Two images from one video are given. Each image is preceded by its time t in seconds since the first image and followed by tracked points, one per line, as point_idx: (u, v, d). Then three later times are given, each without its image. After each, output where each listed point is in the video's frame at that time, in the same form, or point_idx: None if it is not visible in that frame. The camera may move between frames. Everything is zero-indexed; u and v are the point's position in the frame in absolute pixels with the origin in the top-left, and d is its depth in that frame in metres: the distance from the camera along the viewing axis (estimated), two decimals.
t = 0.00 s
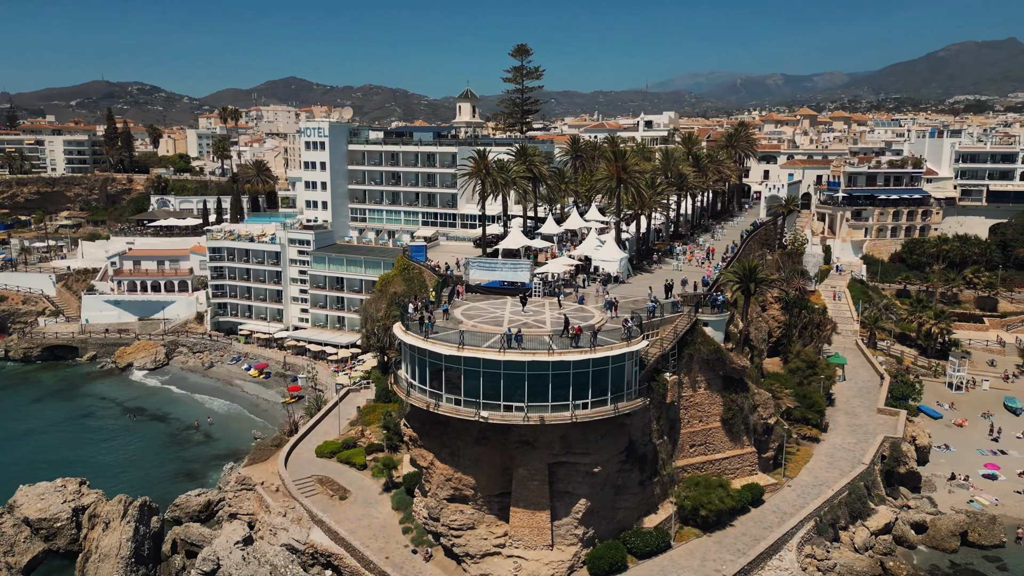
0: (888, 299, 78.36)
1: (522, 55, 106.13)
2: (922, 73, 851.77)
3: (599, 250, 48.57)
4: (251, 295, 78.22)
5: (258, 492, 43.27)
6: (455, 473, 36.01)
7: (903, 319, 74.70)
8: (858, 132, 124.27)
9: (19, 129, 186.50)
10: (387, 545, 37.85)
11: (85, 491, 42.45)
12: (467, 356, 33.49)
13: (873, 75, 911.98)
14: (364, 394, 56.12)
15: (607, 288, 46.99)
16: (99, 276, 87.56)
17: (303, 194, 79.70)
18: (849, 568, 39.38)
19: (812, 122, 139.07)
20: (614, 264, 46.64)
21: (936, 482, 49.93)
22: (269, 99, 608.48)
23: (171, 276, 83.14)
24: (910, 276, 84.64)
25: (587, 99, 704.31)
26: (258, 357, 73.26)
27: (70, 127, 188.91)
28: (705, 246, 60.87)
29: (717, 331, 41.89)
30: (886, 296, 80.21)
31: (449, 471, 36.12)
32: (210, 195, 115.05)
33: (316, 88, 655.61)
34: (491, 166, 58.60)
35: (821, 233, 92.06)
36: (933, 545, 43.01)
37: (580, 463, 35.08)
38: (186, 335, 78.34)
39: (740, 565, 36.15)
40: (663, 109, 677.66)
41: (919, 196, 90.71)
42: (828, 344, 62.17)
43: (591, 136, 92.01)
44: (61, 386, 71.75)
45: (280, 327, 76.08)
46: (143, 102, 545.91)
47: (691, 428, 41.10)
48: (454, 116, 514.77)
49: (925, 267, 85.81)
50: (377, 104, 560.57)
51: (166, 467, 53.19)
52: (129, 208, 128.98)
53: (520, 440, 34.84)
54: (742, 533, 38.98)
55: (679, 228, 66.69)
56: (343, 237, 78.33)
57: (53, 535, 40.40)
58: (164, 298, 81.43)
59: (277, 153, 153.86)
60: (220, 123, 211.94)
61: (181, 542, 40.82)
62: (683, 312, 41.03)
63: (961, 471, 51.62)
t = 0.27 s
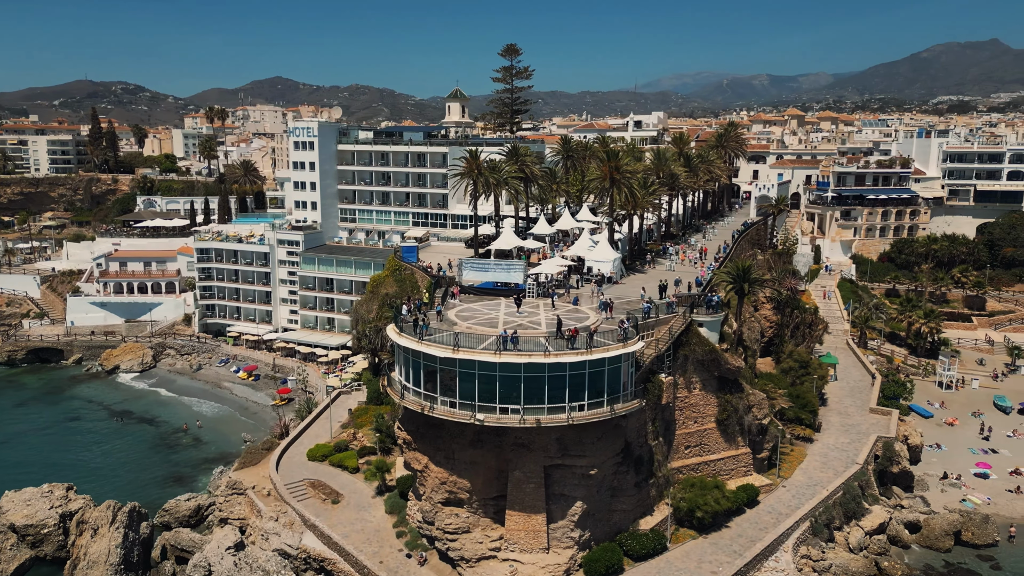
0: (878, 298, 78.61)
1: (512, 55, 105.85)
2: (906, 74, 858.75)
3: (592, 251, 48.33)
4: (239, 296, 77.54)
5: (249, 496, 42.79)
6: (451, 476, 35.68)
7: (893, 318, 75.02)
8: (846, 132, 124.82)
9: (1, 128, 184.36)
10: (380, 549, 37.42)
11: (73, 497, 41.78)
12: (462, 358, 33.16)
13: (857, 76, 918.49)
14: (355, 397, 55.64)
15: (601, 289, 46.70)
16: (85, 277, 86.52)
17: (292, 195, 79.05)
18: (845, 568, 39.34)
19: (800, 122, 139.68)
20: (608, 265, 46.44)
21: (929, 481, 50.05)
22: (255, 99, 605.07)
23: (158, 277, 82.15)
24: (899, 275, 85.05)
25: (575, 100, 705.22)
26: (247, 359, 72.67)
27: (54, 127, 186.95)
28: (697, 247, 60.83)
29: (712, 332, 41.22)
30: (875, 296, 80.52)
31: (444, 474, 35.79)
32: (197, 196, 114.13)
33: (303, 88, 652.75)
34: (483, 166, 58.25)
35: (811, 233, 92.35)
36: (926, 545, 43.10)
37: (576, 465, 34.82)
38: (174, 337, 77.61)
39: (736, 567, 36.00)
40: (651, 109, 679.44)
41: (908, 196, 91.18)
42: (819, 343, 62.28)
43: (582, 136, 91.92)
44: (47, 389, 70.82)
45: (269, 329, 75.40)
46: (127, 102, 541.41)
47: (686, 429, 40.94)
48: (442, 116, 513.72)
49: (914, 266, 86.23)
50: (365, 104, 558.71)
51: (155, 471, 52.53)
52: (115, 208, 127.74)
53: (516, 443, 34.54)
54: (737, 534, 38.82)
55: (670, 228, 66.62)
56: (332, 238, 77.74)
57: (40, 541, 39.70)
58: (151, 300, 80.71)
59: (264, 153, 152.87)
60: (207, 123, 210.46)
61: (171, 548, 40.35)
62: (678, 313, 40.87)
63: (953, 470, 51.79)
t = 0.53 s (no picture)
0: (866, 298, 78.90)
1: (499, 55, 105.47)
2: (888, 74, 866.35)
3: (584, 252, 48.05)
4: (226, 298, 76.71)
5: (238, 501, 42.21)
6: (444, 480, 35.27)
7: (881, 318, 75.31)
8: (832, 132, 125.41)
9: None
10: (373, 554, 36.93)
11: (57, 503, 40.90)
12: (456, 360, 32.76)
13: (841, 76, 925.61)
14: (345, 399, 55.05)
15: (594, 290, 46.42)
16: (67, 279, 85.18)
17: (279, 195, 78.25)
18: (840, 568, 39.26)
19: (786, 122, 140.25)
20: (600, 265, 46.16)
21: (920, 480, 50.19)
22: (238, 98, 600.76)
23: (142, 279, 80.72)
24: (886, 275, 85.46)
25: (560, 100, 705.70)
26: (234, 361, 72.03)
27: (34, 126, 184.45)
28: (688, 247, 60.74)
29: (706, 333, 41.67)
30: (863, 295, 80.82)
31: (438, 478, 35.38)
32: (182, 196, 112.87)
33: (287, 87, 649.00)
34: (473, 166, 57.81)
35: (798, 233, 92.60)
36: (919, 544, 43.16)
37: (572, 468, 34.52)
38: (159, 340, 76.72)
39: (732, 569, 35.80)
40: (636, 109, 681.20)
41: (894, 196, 91.64)
42: (809, 343, 62.36)
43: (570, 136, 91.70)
44: (29, 393, 69.66)
45: (256, 331, 74.58)
46: (109, 101, 535.74)
47: (680, 430, 40.72)
48: (427, 116, 512.01)
49: (901, 266, 86.65)
50: (350, 104, 556.25)
51: (141, 475, 51.72)
52: (98, 209, 126.14)
53: (511, 446, 34.17)
54: (732, 536, 38.64)
55: (660, 228, 66.51)
56: (320, 238, 77.04)
57: (24, 549, 38.75)
58: (136, 302, 79.95)
59: (250, 154, 151.55)
60: (190, 123, 208.45)
61: (158, 555, 39.80)
62: (672, 313, 40.67)
63: (944, 469, 51.95)
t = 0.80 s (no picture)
0: (855, 297, 79.18)
1: (487, 54, 105.13)
2: (871, 75, 873.58)
3: (576, 252, 47.75)
4: (212, 300, 75.86)
5: (228, 507, 41.63)
6: (438, 484, 34.87)
7: (870, 317, 75.57)
8: (818, 132, 125.96)
9: None
10: (366, 559, 36.45)
11: (42, 509, 39.83)
12: (450, 362, 32.34)
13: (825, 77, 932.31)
14: (335, 402, 54.47)
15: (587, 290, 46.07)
16: (50, 280, 83.68)
17: (266, 195, 77.50)
18: (834, 569, 39.20)
19: (773, 122, 140.79)
20: (592, 266, 45.90)
21: (911, 479, 50.33)
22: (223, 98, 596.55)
23: (127, 281, 79.32)
24: (874, 274, 85.81)
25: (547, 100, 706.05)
26: (221, 363, 71.42)
27: (15, 126, 182.03)
28: (679, 247, 60.64)
29: (700, 333, 41.32)
30: (852, 294, 81.11)
31: (431, 482, 34.98)
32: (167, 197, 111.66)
33: (272, 87, 645.26)
34: (464, 165, 57.42)
35: (787, 232, 92.82)
36: (912, 544, 43.22)
37: (566, 471, 34.23)
38: (145, 342, 75.89)
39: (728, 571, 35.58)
40: (622, 109, 682.51)
41: (881, 196, 92.07)
42: (800, 343, 62.43)
43: (559, 136, 91.52)
44: (12, 397, 68.55)
45: (244, 333, 73.80)
46: (92, 101, 530.21)
47: (674, 431, 40.51)
48: (414, 115, 511.12)
49: (888, 265, 87.04)
50: (336, 104, 553.88)
51: (127, 480, 50.93)
52: (81, 210, 124.60)
53: (505, 449, 33.80)
54: (727, 537, 38.48)
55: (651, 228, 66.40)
56: (308, 239, 76.34)
57: (7, 557, 37.42)
58: (121, 304, 78.65)
59: (236, 154, 150.30)
60: (175, 122, 206.60)
61: (145, 561, 39.58)
62: (665, 314, 40.49)
63: (934, 468, 52.09)
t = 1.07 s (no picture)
0: (844, 297, 79.40)
1: (476, 54, 104.78)
2: (856, 75, 879.65)
3: (568, 253, 47.47)
4: (200, 301, 75.04)
5: (217, 512, 41.07)
6: (432, 487, 34.49)
7: (860, 316, 75.78)
8: (806, 132, 126.41)
9: None
10: (358, 564, 35.99)
11: (28, 516, 38.95)
12: (444, 365, 31.97)
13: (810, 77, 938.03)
14: (325, 404, 53.93)
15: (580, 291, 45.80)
16: (34, 282, 82.81)
17: (254, 196, 76.81)
18: (829, 570, 39.13)
19: (761, 122, 141.26)
20: (585, 267, 45.66)
21: (903, 479, 50.44)
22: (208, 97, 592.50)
23: (112, 282, 78.35)
24: (863, 274, 86.15)
25: (534, 100, 706.01)
26: (209, 366, 70.61)
27: None
28: (671, 247, 60.52)
29: (694, 334, 41.27)
30: (841, 294, 81.36)
31: (425, 486, 34.59)
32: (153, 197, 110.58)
33: (257, 86, 641.64)
34: (455, 165, 57.02)
35: (776, 232, 93.04)
36: (905, 544, 43.25)
37: (562, 473, 33.92)
38: (131, 344, 75.01)
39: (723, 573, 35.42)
40: (609, 109, 683.80)
41: (870, 196, 92.43)
42: (791, 343, 62.46)
43: (549, 136, 91.29)
44: None
45: (231, 334, 73.07)
46: (75, 100, 525.19)
47: (668, 432, 40.30)
48: (401, 114, 509.53)
49: (877, 265, 87.41)
50: (322, 103, 551.30)
51: (114, 485, 50.20)
52: (65, 210, 123.15)
53: (500, 452, 33.47)
54: (722, 539, 38.31)
55: (642, 229, 66.26)
56: (296, 240, 75.70)
57: None
58: (106, 306, 77.55)
59: (222, 153, 149.10)
60: (160, 122, 204.74)
61: (133, 568, 39.03)
62: (659, 315, 40.32)
63: (926, 467, 52.23)
